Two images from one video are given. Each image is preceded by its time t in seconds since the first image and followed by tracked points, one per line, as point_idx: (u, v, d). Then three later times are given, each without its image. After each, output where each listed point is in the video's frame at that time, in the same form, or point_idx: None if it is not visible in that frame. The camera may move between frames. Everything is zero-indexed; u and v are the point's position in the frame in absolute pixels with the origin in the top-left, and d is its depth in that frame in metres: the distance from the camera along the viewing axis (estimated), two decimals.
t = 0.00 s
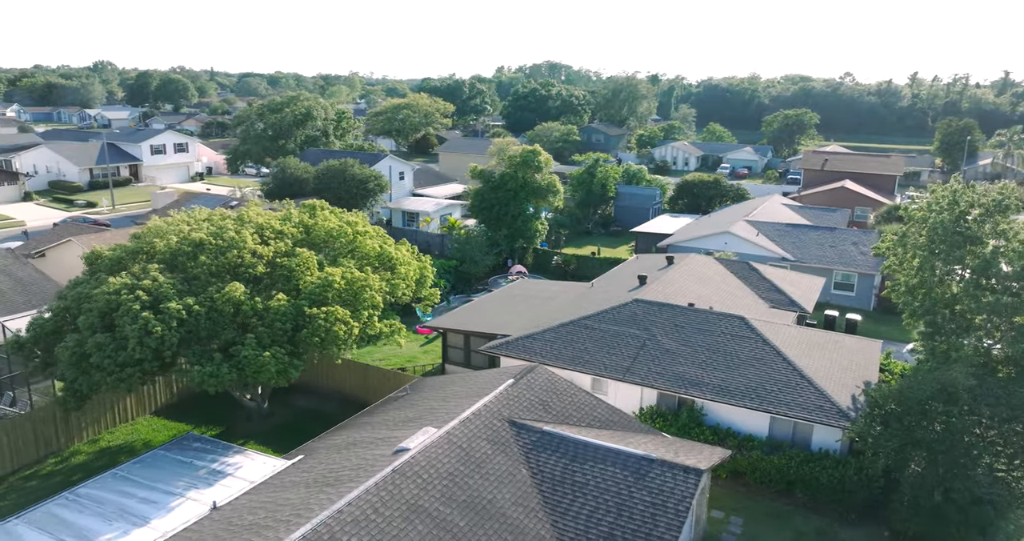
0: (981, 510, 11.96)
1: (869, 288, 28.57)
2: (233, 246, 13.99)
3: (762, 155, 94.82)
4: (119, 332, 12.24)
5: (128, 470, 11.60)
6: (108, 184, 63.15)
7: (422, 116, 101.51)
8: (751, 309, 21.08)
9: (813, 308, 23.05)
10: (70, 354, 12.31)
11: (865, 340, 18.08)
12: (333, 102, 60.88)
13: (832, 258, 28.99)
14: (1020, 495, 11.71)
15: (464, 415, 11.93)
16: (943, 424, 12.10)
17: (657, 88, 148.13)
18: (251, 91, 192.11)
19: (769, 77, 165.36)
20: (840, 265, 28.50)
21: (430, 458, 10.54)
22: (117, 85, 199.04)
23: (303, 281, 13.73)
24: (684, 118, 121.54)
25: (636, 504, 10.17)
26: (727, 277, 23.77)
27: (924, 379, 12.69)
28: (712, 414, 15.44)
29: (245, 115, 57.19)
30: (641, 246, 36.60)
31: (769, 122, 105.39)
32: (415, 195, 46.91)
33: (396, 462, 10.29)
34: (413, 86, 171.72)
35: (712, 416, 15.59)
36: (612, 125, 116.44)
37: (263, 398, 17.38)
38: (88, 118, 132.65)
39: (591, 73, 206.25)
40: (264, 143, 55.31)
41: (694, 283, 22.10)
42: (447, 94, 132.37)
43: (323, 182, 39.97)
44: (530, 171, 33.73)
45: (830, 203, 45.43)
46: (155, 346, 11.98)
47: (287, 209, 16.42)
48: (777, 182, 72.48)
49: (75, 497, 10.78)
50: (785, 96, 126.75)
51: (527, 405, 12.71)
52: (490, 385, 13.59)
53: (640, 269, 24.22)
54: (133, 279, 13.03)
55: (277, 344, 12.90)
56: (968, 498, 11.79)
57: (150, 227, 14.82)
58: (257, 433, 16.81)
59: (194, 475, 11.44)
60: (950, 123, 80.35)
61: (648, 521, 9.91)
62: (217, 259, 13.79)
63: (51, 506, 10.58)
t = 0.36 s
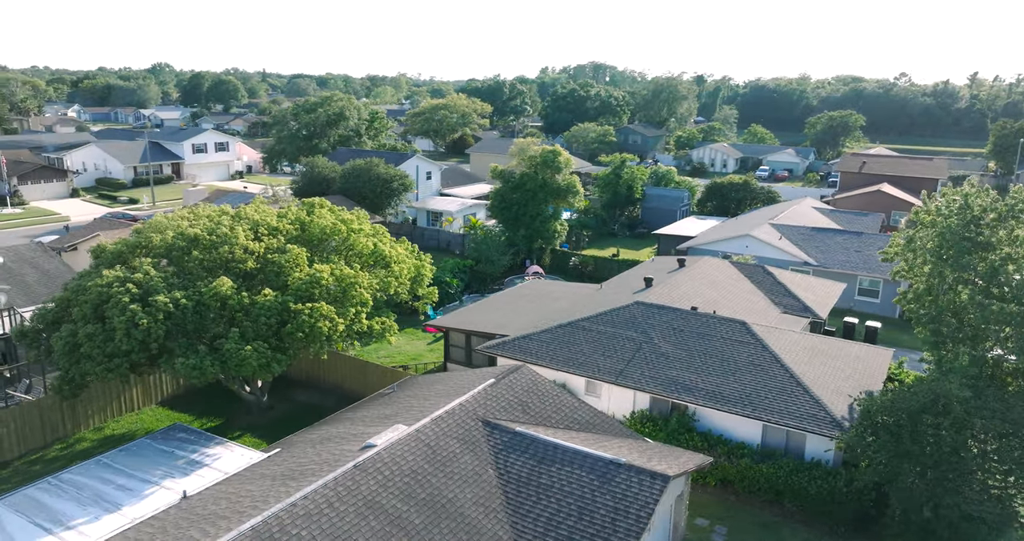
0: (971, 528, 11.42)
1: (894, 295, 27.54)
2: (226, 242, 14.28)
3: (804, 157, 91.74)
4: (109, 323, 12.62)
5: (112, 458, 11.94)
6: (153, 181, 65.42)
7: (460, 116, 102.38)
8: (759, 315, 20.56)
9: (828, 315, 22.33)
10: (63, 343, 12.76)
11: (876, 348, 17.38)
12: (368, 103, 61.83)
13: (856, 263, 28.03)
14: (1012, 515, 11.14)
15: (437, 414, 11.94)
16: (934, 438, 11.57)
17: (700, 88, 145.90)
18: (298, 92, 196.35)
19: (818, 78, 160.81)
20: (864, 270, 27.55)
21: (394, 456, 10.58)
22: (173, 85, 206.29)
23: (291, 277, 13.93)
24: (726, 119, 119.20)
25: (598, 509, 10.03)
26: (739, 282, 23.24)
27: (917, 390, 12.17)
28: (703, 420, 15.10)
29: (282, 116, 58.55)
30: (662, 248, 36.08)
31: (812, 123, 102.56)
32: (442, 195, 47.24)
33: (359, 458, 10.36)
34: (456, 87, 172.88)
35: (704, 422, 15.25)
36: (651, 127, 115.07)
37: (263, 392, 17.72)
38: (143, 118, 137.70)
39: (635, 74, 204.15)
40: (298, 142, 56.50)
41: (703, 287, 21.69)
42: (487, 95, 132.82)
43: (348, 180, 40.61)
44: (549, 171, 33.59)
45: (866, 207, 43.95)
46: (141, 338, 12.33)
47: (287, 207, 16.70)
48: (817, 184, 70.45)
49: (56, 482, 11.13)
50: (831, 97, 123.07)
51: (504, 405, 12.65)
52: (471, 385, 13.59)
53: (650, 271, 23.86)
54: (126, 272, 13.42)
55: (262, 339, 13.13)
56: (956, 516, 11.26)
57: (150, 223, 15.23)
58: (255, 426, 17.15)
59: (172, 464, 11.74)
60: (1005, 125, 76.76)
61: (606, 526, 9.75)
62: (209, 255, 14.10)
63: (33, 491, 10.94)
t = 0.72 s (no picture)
0: None
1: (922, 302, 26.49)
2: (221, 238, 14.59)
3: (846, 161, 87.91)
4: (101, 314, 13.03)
5: (100, 446, 12.34)
6: (194, 179, 67.39)
7: (497, 117, 102.61)
8: (769, 320, 20.04)
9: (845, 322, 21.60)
10: (60, 332, 13.22)
11: (885, 357, 16.68)
12: (401, 103, 62.49)
13: (882, 268, 27.04)
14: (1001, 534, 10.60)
15: (412, 411, 11.99)
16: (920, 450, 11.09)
17: (744, 89, 142.93)
18: (345, 92, 199.86)
19: (871, 78, 155.61)
20: (890, 276, 26.56)
21: (362, 452, 10.66)
22: (224, 86, 212.05)
23: (282, 272, 14.17)
24: (769, 120, 116.43)
25: (559, 511, 9.92)
26: (753, 286, 22.68)
27: (907, 402, 11.68)
28: (694, 425, 14.80)
29: (316, 116, 59.63)
30: (685, 251, 35.49)
31: (859, 125, 99.24)
32: (469, 195, 47.49)
33: (326, 453, 10.47)
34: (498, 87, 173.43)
35: (695, 427, 14.91)
36: (691, 128, 113.37)
37: (264, 385, 18.05)
38: (192, 118, 141.98)
39: (681, 74, 201.34)
40: (331, 142, 57.46)
41: (712, 290, 21.22)
42: (527, 96, 132.72)
43: (374, 180, 41.12)
44: (569, 171, 33.38)
45: (904, 211, 42.35)
46: (131, 329, 12.71)
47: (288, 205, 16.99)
48: (860, 188, 68.12)
49: (44, 467, 11.55)
50: (882, 99, 118.87)
51: (482, 404, 12.61)
52: (454, 384, 13.60)
53: (661, 272, 23.49)
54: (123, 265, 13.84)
55: (249, 333, 13.39)
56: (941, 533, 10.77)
57: (152, 218, 15.66)
58: (255, 418, 17.51)
59: (155, 453, 12.07)
60: None
61: (565, 529, 9.65)
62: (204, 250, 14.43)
63: (20, 474, 11.34)
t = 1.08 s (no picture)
0: None
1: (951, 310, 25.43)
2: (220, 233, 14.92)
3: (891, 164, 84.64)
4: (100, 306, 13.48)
5: (93, 432, 12.76)
6: (234, 177, 69.20)
7: (535, 117, 102.44)
8: (779, 325, 19.51)
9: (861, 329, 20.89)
10: (62, 322, 13.72)
11: (894, 366, 16.00)
12: (435, 103, 62.95)
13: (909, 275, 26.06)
14: None
15: (390, 408, 12.04)
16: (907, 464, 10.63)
17: (792, 89, 139.40)
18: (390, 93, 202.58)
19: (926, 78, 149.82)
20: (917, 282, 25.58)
21: (332, 446, 10.77)
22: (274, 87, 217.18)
23: (275, 268, 14.41)
24: (815, 121, 113.26)
25: (522, 513, 9.84)
26: (767, 290, 22.13)
27: (897, 413, 11.21)
28: (687, 431, 14.51)
29: (351, 116, 60.55)
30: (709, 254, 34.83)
31: (909, 127, 95.67)
32: (497, 195, 47.58)
33: (296, 446, 10.61)
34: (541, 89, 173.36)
35: (688, 433, 14.59)
36: (733, 129, 111.24)
37: (268, 379, 18.39)
38: (241, 118, 145.75)
39: (729, 75, 197.60)
40: (365, 142, 58.26)
41: (723, 292, 20.72)
42: (568, 96, 132.23)
43: (399, 178, 41.47)
44: (589, 171, 33.09)
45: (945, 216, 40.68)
46: (126, 321, 13.12)
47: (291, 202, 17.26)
48: (905, 192, 65.63)
49: (37, 451, 12.00)
50: (935, 100, 114.27)
51: (463, 403, 12.60)
52: (439, 381, 13.62)
53: (673, 274, 23.12)
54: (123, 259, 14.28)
55: (240, 327, 13.69)
56: None
57: (157, 213, 16.11)
58: (258, 411, 17.88)
59: (143, 442, 12.43)
60: None
61: (525, 531, 9.56)
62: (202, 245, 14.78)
63: (14, 458, 11.82)
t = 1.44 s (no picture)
0: None
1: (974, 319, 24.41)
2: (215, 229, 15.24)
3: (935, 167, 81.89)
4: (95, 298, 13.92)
5: (84, 420, 13.17)
6: (268, 175, 70.66)
7: (568, 118, 102.04)
8: (782, 330, 19.02)
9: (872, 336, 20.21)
10: (60, 314, 14.19)
11: (895, 374, 15.39)
12: (464, 103, 63.22)
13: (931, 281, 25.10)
14: None
15: (364, 404, 12.12)
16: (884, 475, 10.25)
17: (837, 90, 135.66)
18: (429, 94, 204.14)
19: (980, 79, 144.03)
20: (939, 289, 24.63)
21: (300, 440, 10.89)
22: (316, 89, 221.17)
23: (265, 264, 14.65)
24: (857, 123, 110.04)
25: (479, 513, 9.80)
26: (776, 294, 21.60)
27: (877, 422, 10.83)
28: (673, 436, 14.25)
29: (381, 116, 61.23)
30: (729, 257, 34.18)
31: (956, 129, 92.15)
32: (520, 195, 47.53)
33: (264, 440, 10.76)
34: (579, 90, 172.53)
35: (675, 438, 14.33)
36: (771, 131, 108.91)
37: (269, 374, 18.70)
38: (282, 118, 148.77)
39: (772, 76, 193.44)
40: (393, 141, 58.85)
41: (727, 296, 20.30)
42: (604, 97, 131.32)
43: (420, 178, 41.76)
44: (606, 171, 32.81)
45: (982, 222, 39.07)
46: (118, 313, 13.52)
47: (290, 199, 17.53)
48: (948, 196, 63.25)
49: (28, 438, 12.44)
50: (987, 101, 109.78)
51: (439, 401, 12.61)
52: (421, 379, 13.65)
53: (681, 277, 22.76)
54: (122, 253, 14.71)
55: (227, 321, 13.96)
56: None
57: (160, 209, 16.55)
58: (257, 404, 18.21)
59: (129, 431, 12.78)
60: None
61: (480, 531, 9.52)
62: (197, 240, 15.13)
63: (5, 443, 12.28)
